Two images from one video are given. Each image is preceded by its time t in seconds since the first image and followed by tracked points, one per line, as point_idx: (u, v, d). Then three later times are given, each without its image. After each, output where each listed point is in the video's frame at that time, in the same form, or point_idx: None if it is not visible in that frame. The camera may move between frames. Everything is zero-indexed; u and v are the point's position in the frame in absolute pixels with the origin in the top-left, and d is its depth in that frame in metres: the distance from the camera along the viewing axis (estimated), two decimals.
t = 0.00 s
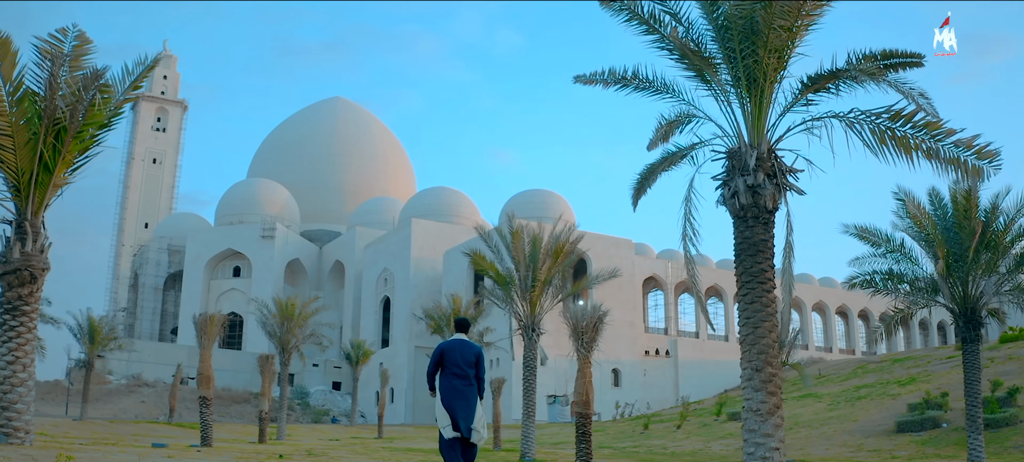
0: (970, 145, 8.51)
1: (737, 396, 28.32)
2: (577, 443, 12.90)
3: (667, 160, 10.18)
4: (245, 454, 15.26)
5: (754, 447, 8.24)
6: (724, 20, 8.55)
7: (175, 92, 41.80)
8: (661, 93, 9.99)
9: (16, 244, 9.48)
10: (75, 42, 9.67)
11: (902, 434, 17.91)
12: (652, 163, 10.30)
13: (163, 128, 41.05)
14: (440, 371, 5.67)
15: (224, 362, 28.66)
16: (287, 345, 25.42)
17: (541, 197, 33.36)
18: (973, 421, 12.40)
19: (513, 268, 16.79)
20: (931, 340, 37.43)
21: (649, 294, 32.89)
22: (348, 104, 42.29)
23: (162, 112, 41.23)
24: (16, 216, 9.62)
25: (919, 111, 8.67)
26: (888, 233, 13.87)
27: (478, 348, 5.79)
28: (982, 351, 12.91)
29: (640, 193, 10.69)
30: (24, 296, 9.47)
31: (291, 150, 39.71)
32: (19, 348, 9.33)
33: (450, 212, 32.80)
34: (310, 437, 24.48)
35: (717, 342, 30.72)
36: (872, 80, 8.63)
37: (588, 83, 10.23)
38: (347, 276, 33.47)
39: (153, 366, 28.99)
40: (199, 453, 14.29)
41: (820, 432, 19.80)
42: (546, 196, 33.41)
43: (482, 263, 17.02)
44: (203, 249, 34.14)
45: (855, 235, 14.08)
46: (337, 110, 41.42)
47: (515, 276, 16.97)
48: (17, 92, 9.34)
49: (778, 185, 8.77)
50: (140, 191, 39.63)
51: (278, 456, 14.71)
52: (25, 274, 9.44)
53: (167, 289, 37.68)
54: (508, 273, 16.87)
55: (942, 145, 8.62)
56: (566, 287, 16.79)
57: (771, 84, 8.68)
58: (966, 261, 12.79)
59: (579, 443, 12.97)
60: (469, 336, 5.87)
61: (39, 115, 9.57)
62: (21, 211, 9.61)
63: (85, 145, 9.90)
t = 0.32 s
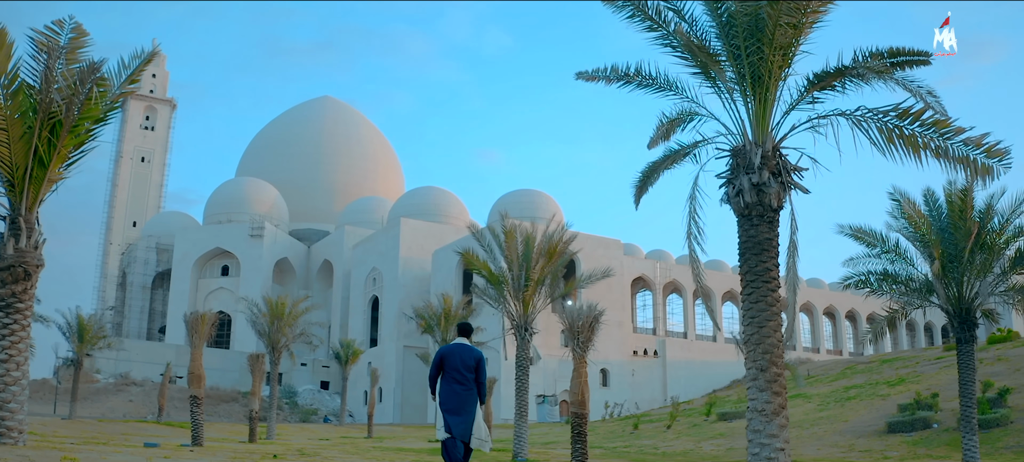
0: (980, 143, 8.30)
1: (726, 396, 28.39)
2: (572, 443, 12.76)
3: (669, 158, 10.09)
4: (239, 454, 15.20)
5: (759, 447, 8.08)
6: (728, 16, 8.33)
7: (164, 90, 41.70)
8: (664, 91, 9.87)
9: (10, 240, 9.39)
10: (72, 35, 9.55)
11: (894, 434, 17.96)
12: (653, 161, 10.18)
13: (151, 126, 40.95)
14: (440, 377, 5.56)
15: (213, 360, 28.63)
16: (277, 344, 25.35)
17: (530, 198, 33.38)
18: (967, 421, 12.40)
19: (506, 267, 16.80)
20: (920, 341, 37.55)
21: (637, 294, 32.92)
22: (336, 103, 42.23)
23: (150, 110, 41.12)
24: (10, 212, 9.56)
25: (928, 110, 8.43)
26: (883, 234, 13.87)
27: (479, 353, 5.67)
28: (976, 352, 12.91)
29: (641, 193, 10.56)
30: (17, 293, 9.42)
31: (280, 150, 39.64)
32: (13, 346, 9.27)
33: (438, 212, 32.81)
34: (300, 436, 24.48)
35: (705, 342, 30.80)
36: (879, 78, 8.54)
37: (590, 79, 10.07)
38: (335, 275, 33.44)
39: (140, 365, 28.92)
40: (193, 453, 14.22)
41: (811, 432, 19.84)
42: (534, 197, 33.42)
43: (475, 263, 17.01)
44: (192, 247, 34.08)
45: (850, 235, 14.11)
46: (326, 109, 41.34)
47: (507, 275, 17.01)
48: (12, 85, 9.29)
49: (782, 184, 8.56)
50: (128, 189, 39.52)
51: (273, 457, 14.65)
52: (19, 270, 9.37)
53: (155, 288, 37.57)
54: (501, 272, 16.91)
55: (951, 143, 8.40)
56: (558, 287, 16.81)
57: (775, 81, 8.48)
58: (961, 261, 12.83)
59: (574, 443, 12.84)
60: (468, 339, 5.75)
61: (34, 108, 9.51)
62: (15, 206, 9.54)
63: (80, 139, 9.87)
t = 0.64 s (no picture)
0: (989, 141, 8.22)
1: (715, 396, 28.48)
2: (568, 444, 12.57)
3: (672, 156, 9.86)
4: (233, 454, 15.12)
5: (763, 448, 7.91)
6: (734, 13, 8.27)
7: (153, 89, 41.64)
8: (667, 87, 9.74)
9: (3, 236, 9.34)
10: (68, 26, 9.46)
11: (884, 434, 18.03)
12: (656, 159, 9.98)
13: (140, 124, 40.86)
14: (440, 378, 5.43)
15: (202, 359, 28.58)
16: (267, 343, 25.32)
17: (519, 197, 33.45)
18: (962, 422, 12.44)
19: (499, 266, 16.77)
20: (909, 342, 37.69)
21: (626, 294, 32.96)
22: (326, 102, 42.24)
23: (139, 109, 41.04)
24: (4, 207, 9.51)
25: (936, 107, 8.33)
26: (878, 234, 13.94)
27: (479, 354, 5.51)
28: (971, 353, 12.91)
29: (642, 193, 10.34)
30: (11, 290, 9.36)
31: (269, 149, 39.58)
32: (7, 343, 9.25)
33: (427, 211, 32.81)
34: (290, 436, 24.46)
35: (693, 342, 30.90)
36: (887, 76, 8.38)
37: (592, 76, 9.93)
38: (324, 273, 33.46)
39: (128, 364, 28.84)
40: (187, 453, 14.15)
41: (801, 432, 19.92)
42: (523, 196, 33.45)
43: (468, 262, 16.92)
44: (181, 246, 34.03)
45: (845, 235, 14.18)
46: (315, 108, 41.32)
47: (500, 275, 16.93)
48: (7, 77, 9.26)
49: (787, 182, 8.49)
50: (117, 187, 39.43)
51: (266, 457, 14.59)
52: (13, 266, 9.34)
53: (143, 286, 37.47)
54: (493, 272, 16.84)
55: (960, 142, 8.31)
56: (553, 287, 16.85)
57: (780, 79, 8.45)
58: (956, 262, 12.85)
59: (570, 444, 12.70)
60: (470, 341, 5.60)
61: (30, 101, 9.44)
62: (9, 201, 9.48)
63: (75, 134, 9.80)
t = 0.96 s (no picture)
0: (999, 139, 8.18)
1: (704, 396, 28.60)
2: (563, 444, 12.64)
3: (674, 153, 9.87)
4: (227, 454, 15.06)
5: (768, 449, 7.95)
6: (739, 10, 8.19)
7: (141, 87, 41.53)
8: (670, 84, 9.71)
9: None
10: (64, 18, 9.05)
11: (876, 435, 18.11)
12: (659, 156, 9.97)
13: (128, 123, 40.77)
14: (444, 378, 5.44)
15: (190, 358, 28.53)
16: (257, 342, 25.28)
17: (508, 197, 33.51)
18: (956, 422, 12.48)
19: (491, 265, 16.77)
20: (896, 343, 37.83)
21: (615, 294, 33.01)
22: (315, 101, 42.18)
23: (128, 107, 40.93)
24: None
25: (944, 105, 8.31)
26: (873, 235, 13.94)
27: (481, 354, 5.60)
28: (965, 353, 12.92)
29: (645, 189, 10.38)
30: (4, 287, 9.26)
31: (259, 147, 39.52)
32: None
33: (416, 210, 32.80)
34: (280, 435, 24.45)
35: (681, 342, 31.00)
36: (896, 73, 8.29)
37: (594, 72, 9.89)
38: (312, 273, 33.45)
39: (116, 363, 28.78)
40: (181, 453, 14.10)
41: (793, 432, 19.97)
42: (512, 196, 33.53)
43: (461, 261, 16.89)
44: (169, 245, 33.96)
45: (840, 235, 14.16)
46: (304, 107, 41.24)
47: (493, 275, 16.93)
48: None
49: (792, 180, 8.43)
50: (105, 186, 39.32)
51: (260, 456, 14.55)
52: (6, 262, 9.19)
53: (131, 285, 37.40)
54: (485, 271, 16.82)
55: (969, 140, 8.29)
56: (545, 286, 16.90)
57: (784, 76, 8.38)
58: (953, 262, 12.76)
59: (565, 444, 12.71)
60: (471, 341, 5.68)
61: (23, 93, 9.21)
62: (2, 196, 9.34)
63: (70, 127, 9.61)
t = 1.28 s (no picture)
0: (1008, 137, 8.10)
1: (694, 396, 28.69)
2: (558, 444, 12.63)
3: (678, 150, 9.81)
4: (220, 454, 15.03)
5: (773, 450, 7.92)
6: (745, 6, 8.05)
7: (130, 85, 41.44)
8: (674, 81, 9.64)
9: None
10: (59, 9, 8.68)
11: (866, 435, 18.19)
12: (662, 154, 9.90)
13: (117, 121, 40.69)
14: (449, 377, 5.50)
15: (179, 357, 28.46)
16: (247, 341, 25.20)
17: (497, 198, 33.52)
18: (951, 424, 12.53)
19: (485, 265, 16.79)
20: (884, 344, 37.95)
21: (604, 294, 33.04)
22: (304, 100, 42.12)
23: (116, 105, 40.83)
24: None
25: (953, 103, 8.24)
26: (868, 235, 13.88)
27: (483, 355, 5.71)
28: (960, 354, 12.87)
29: (647, 188, 10.28)
30: None
31: (248, 145, 39.50)
32: None
33: (405, 210, 32.82)
34: (269, 434, 24.44)
35: (668, 342, 31.07)
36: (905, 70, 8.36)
37: (596, 69, 9.77)
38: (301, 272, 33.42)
39: (104, 362, 28.73)
40: (174, 453, 14.05)
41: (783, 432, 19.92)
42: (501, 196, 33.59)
43: (453, 259, 16.88)
44: (157, 244, 33.85)
45: (836, 236, 14.05)
46: (292, 106, 41.24)
47: (485, 274, 16.93)
48: None
49: (798, 178, 8.42)
50: (93, 184, 39.22)
51: (253, 457, 14.49)
52: None
53: (119, 283, 37.32)
54: (478, 271, 16.82)
55: (978, 138, 8.19)
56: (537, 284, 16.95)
57: (790, 72, 8.30)
58: (948, 262, 12.75)
59: (560, 444, 12.71)
60: (472, 342, 5.77)
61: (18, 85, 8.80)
62: None
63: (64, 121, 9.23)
